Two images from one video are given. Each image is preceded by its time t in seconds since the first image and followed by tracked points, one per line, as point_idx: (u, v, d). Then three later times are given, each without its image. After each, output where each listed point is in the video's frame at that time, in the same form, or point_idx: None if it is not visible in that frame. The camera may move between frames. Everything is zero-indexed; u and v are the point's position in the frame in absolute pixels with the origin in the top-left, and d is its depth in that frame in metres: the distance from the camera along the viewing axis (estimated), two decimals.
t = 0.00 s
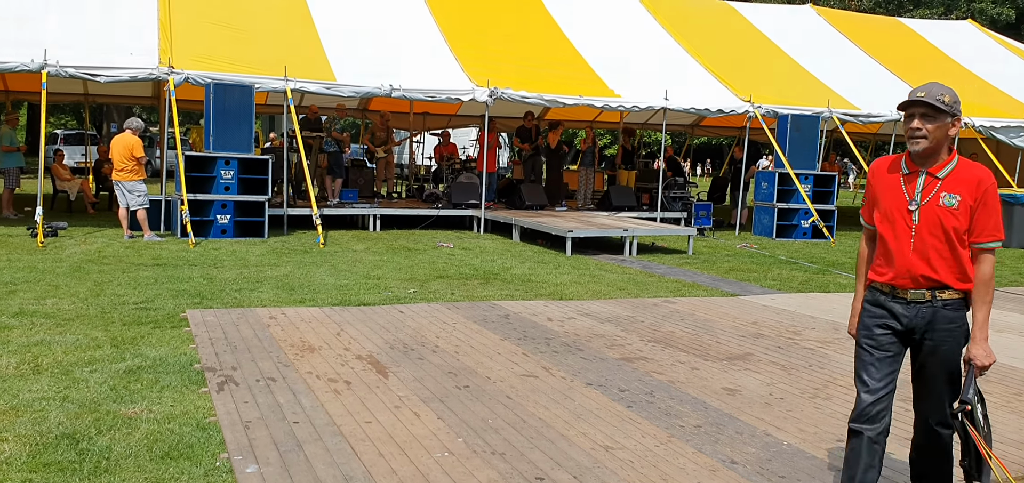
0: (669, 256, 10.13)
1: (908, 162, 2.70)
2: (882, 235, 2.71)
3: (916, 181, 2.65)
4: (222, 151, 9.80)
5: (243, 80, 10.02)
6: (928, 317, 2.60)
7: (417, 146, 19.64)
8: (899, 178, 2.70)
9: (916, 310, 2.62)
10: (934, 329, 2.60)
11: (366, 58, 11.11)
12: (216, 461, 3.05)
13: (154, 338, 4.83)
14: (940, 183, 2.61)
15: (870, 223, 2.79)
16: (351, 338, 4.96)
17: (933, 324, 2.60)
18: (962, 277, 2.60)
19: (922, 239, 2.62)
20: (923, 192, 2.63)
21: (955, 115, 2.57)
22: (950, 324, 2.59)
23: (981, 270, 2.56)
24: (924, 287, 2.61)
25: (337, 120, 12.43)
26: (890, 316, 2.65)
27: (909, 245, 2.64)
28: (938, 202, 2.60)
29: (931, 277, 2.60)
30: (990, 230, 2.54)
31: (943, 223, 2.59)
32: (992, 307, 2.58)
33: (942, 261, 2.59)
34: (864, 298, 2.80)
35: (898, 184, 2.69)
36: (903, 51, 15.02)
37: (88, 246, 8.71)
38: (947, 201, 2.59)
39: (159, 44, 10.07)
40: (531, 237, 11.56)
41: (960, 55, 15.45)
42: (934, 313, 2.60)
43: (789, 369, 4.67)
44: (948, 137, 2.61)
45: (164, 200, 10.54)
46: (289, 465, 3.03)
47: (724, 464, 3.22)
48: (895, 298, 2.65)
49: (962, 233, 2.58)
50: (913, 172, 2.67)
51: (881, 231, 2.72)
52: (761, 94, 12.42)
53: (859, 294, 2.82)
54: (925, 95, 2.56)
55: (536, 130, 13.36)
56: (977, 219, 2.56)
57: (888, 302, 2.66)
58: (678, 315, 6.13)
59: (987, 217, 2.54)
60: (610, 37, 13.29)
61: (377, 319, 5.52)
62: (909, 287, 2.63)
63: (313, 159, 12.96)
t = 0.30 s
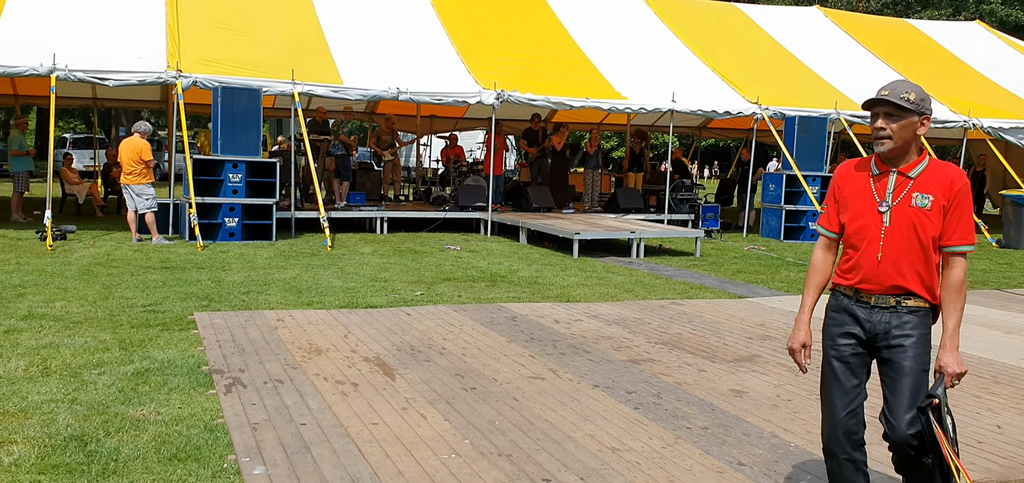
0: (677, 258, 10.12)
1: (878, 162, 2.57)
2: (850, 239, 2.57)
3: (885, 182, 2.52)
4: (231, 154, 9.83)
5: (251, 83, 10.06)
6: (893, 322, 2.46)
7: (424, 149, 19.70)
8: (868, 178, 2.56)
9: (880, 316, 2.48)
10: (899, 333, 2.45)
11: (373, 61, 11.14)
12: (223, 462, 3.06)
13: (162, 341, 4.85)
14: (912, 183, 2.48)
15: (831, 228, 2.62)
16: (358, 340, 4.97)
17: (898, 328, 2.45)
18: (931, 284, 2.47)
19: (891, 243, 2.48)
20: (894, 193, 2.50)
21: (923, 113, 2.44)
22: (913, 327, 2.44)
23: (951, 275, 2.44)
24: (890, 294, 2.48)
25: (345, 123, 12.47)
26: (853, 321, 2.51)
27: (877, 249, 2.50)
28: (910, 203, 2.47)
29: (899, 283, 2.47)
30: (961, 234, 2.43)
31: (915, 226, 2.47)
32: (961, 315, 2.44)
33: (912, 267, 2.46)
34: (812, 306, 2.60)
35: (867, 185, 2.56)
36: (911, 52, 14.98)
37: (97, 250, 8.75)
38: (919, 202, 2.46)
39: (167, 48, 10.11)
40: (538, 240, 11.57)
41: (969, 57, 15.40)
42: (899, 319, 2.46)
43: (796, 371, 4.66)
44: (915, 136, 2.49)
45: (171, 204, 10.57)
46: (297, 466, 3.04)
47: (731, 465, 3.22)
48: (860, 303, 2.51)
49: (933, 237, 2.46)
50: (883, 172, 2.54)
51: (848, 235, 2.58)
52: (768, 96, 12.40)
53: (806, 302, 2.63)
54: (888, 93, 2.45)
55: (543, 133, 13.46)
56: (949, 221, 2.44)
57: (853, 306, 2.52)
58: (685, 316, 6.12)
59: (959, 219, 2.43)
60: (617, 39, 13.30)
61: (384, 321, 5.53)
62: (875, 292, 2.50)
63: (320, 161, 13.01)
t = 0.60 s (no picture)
0: (685, 260, 10.09)
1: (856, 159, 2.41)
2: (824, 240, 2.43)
3: (862, 182, 2.37)
4: (239, 157, 9.86)
5: (259, 86, 10.09)
6: (872, 330, 2.31)
7: (432, 152, 19.74)
8: (846, 176, 2.42)
9: (858, 323, 2.32)
10: (876, 341, 2.30)
11: (381, 64, 11.15)
12: (229, 465, 3.06)
13: (170, 343, 4.85)
14: (890, 183, 2.33)
15: (805, 226, 2.48)
16: (365, 343, 4.97)
17: (875, 335, 2.30)
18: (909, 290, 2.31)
19: (867, 246, 2.34)
20: (871, 192, 2.35)
21: (902, 112, 2.29)
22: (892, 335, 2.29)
23: (930, 282, 2.29)
24: (866, 299, 2.33)
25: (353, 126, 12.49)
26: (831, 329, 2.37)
27: (853, 252, 2.36)
28: (887, 203, 2.32)
29: (875, 288, 2.32)
30: (941, 239, 2.27)
31: (892, 227, 2.31)
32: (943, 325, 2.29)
33: (889, 271, 2.31)
34: (776, 304, 2.43)
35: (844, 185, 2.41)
36: (921, 53, 14.92)
37: (106, 252, 8.79)
38: (897, 203, 2.31)
39: (176, 51, 10.14)
40: (546, 242, 11.57)
41: (979, 58, 15.33)
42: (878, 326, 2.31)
43: (805, 373, 4.64)
44: (895, 136, 2.34)
45: (180, 206, 10.60)
46: (303, 469, 3.04)
47: (739, 468, 3.20)
48: (838, 312, 2.36)
49: (910, 240, 2.30)
50: (860, 170, 2.38)
51: (823, 236, 2.43)
52: (776, 98, 12.36)
53: (769, 298, 2.45)
54: (864, 90, 2.29)
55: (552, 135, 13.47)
56: (929, 224, 2.28)
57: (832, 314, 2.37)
58: (693, 319, 6.09)
59: (940, 222, 2.27)
60: (625, 41, 13.29)
61: (392, 324, 5.53)
62: (851, 297, 2.35)
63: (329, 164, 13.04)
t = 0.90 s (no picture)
0: (687, 261, 10.09)
1: (825, 157, 2.31)
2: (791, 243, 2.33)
3: (831, 182, 2.26)
4: (241, 159, 9.87)
5: (261, 88, 10.09)
6: (845, 340, 2.22)
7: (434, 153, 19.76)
8: (813, 174, 2.31)
9: (831, 331, 2.24)
10: (849, 351, 2.21)
11: (383, 66, 11.16)
12: (231, 467, 3.06)
13: (172, 345, 4.86)
14: (860, 184, 2.22)
15: (776, 227, 2.40)
16: (366, 345, 4.97)
17: (849, 345, 2.22)
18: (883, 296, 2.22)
19: (836, 250, 2.23)
20: (839, 193, 2.24)
21: (881, 109, 2.20)
22: (866, 344, 2.20)
23: (908, 290, 2.20)
24: (838, 306, 2.23)
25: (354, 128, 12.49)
26: (803, 339, 2.28)
27: (821, 257, 2.26)
28: (857, 206, 2.21)
29: (845, 295, 2.22)
30: (918, 243, 2.17)
31: (861, 231, 2.20)
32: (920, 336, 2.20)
33: (859, 277, 2.21)
34: (759, 316, 2.39)
35: (810, 184, 2.30)
36: (922, 54, 14.91)
37: (108, 254, 8.80)
38: (866, 205, 2.20)
39: (177, 53, 10.15)
40: (548, 243, 11.57)
41: (980, 58, 15.31)
42: (851, 336, 2.22)
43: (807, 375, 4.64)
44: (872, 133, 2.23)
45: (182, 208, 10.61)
46: (305, 471, 3.03)
47: (742, 470, 3.19)
48: (809, 321, 2.28)
49: (882, 243, 2.20)
50: (829, 168, 2.28)
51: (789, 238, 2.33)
52: (777, 99, 12.36)
53: (752, 312, 2.42)
54: (846, 85, 2.18)
55: (553, 137, 13.42)
56: (902, 228, 2.18)
57: (802, 324, 2.29)
58: (695, 320, 6.08)
59: (914, 226, 2.17)
60: (626, 42, 13.28)
61: (394, 326, 5.52)
62: (824, 305, 2.26)
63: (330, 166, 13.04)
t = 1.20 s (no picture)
0: (689, 263, 10.08)
1: (792, 156, 2.28)
2: (764, 248, 2.30)
3: (801, 182, 2.23)
4: (244, 161, 9.88)
5: (264, 90, 10.10)
6: (823, 348, 2.16)
7: (437, 155, 19.78)
8: (783, 175, 2.29)
9: (811, 337, 2.17)
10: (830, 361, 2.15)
11: (386, 68, 11.16)
12: (235, 469, 3.06)
13: (175, 347, 4.86)
14: (828, 183, 2.17)
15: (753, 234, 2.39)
16: (370, 347, 4.96)
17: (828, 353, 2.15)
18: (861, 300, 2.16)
19: (808, 252, 2.19)
20: (809, 194, 2.20)
21: (844, 100, 2.15)
22: (849, 353, 2.14)
23: (889, 293, 2.12)
24: (815, 311, 2.18)
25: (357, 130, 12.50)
26: (781, 344, 2.22)
27: (794, 261, 2.21)
28: (826, 206, 2.16)
29: (821, 300, 2.17)
30: (895, 242, 2.09)
31: (832, 232, 2.15)
32: (901, 343, 2.12)
33: (834, 279, 2.17)
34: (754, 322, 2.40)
35: (782, 186, 2.27)
36: (926, 56, 14.89)
37: (110, 256, 8.80)
38: (836, 205, 2.15)
39: (181, 55, 10.16)
40: (550, 245, 11.57)
41: (983, 59, 15.29)
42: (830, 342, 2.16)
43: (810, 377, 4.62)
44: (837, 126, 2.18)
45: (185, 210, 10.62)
46: (308, 473, 3.03)
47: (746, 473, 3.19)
48: (786, 325, 2.23)
49: (856, 243, 2.14)
50: (796, 167, 2.25)
51: (763, 242, 2.30)
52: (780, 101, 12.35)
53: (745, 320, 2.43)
54: (801, 79, 2.15)
55: (555, 139, 13.27)
56: (877, 226, 2.11)
57: (779, 329, 2.24)
58: (698, 322, 6.07)
59: (890, 224, 2.10)
60: (628, 44, 13.29)
61: (397, 328, 5.51)
62: (799, 310, 2.20)
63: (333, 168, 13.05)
